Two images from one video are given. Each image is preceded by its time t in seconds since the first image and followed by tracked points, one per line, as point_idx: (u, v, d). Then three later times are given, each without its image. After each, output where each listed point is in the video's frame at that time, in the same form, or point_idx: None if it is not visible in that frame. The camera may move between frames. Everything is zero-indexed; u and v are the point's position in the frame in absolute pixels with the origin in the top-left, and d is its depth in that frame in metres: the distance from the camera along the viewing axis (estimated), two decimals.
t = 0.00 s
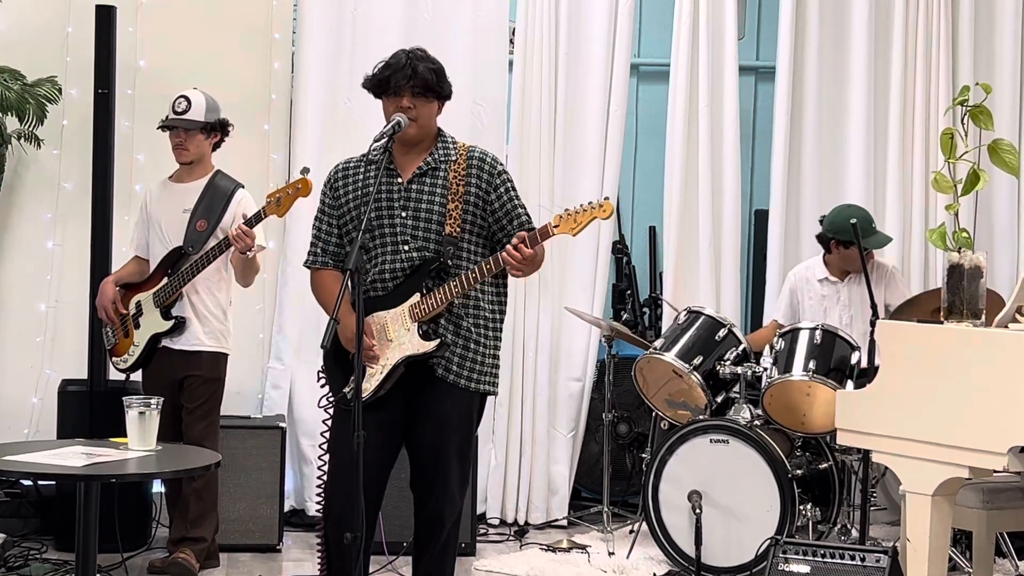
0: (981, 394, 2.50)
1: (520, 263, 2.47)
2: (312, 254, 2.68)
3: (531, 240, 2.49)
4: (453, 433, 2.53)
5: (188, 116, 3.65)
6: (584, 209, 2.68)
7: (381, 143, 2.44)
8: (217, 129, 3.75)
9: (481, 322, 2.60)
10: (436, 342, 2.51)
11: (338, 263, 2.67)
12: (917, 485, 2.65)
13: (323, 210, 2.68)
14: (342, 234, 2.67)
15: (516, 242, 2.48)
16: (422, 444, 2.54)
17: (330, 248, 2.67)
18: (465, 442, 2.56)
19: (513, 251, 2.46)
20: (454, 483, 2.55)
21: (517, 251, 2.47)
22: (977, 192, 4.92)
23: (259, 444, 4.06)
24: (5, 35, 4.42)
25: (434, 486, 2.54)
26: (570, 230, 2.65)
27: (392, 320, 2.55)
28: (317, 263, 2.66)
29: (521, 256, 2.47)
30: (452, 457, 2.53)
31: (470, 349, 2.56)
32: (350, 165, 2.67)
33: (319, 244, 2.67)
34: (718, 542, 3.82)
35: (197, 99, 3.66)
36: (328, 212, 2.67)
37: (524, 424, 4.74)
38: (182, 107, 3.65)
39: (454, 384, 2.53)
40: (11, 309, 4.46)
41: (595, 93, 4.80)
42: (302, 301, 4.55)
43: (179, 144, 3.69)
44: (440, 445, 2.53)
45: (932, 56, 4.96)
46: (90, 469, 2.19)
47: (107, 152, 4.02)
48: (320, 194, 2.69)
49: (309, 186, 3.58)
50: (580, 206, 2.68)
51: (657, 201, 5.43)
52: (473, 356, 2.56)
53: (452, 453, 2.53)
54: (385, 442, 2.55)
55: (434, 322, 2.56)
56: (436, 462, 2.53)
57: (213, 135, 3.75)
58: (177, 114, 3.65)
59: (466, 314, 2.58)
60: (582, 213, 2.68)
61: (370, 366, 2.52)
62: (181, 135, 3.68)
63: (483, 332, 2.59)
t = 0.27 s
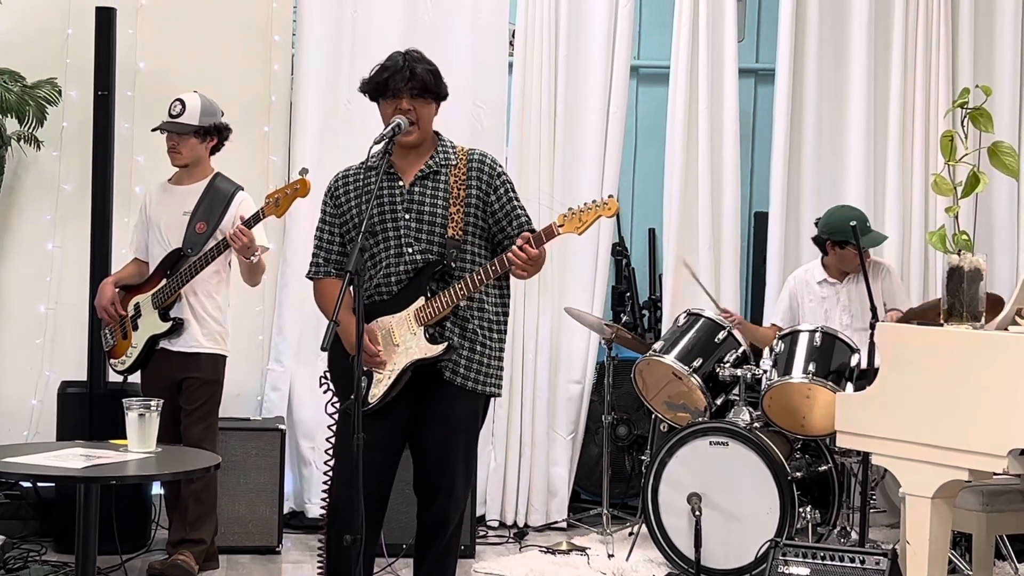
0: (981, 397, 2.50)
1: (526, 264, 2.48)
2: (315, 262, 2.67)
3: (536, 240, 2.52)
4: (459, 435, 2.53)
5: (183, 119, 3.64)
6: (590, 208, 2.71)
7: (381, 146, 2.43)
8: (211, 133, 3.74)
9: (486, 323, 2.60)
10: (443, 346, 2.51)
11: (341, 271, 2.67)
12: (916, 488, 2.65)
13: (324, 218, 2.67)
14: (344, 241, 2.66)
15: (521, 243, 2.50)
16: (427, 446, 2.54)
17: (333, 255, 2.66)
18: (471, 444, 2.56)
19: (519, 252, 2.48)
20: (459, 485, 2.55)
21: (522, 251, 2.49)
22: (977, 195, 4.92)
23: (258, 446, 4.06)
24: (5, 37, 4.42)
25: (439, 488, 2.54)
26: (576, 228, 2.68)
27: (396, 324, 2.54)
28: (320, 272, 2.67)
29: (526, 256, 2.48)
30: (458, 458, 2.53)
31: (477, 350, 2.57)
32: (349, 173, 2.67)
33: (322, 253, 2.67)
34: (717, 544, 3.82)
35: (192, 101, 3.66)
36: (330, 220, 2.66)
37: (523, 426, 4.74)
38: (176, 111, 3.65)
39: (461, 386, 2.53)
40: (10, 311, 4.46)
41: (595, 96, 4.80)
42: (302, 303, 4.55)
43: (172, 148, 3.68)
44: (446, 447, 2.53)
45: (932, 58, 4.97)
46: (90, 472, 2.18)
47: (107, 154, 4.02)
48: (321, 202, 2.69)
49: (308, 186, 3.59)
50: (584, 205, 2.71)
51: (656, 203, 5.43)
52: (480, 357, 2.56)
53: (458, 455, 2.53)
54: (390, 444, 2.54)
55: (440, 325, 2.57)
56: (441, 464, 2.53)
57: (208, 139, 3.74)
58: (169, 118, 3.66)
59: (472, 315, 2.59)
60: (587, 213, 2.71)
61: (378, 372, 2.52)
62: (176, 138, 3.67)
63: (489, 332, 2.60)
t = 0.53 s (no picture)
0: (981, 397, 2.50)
1: (532, 258, 2.47)
2: (315, 261, 2.67)
3: (540, 234, 2.52)
4: (460, 433, 2.53)
5: (179, 118, 3.64)
6: (594, 199, 2.70)
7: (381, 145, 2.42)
8: (207, 131, 3.72)
9: (486, 319, 2.61)
10: (448, 342, 2.51)
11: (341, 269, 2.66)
12: (917, 488, 2.65)
13: (325, 216, 2.67)
14: (344, 239, 2.66)
15: (525, 237, 2.48)
16: (428, 445, 2.54)
17: (333, 254, 2.66)
18: (472, 443, 2.57)
19: (525, 244, 2.45)
20: (460, 484, 2.55)
21: (528, 244, 2.47)
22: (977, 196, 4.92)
23: (259, 446, 4.06)
24: (6, 37, 4.42)
25: (440, 487, 2.54)
26: (579, 220, 2.67)
27: (399, 320, 2.54)
28: (320, 272, 2.66)
29: (532, 250, 2.47)
30: (459, 457, 2.54)
31: (478, 347, 2.57)
32: (350, 173, 2.67)
33: (323, 251, 2.67)
34: (718, 545, 3.82)
35: (187, 99, 3.67)
36: (331, 218, 2.66)
37: (523, 427, 4.74)
38: (172, 110, 3.66)
39: (462, 384, 2.53)
40: (11, 311, 4.46)
41: (595, 97, 4.80)
42: (302, 303, 4.55)
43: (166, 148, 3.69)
44: (447, 445, 2.53)
45: (933, 59, 4.97)
46: (90, 472, 2.18)
47: (107, 154, 4.02)
48: (321, 201, 2.69)
49: (311, 191, 3.58)
50: (587, 196, 2.70)
51: (657, 204, 5.43)
52: (480, 354, 2.56)
53: (459, 454, 2.53)
54: (392, 442, 2.54)
55: (442, 322, 2.57)
56: (443, 462, 2.53)
57: (204, 138, 3.73)
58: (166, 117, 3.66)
59: (472, 312, 2.59)
60: (591, 203, 2.70)
61: (383, 369, 2.51)
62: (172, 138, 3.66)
63: (487, 329, 2.61)
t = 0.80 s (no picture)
0: (981, 398, 2.50)
1: (535, 263, 2.49)
2: (320, 263, 2.67)
3: (544, 237, 2.53)
4: (464, 434, 2.53)
5: (181, 117, 3.65)
6: (599, 203, 2.73)
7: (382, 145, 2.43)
8: (210, 132, 3.73)
9: (491, 321, 2.61)
10: (451, 345, 2.52)
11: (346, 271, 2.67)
12: (917, 489, 2.66)
13: (328, 218, 2.67)
14: (349, 241, 2.66)
15: (529, 241, 2.50)
16: (432, 446, 2.55)
17: (337, 256, 2.66)
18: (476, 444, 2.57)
19: (528, 249, 2.48)
20: (463, 485, 2.55)
21: (531, 250, 2.49)
22: (977, 196, 4.92)
23: (259, 446, 4.06)
24: (6, 37, 4.42)
25: (442, 488, 2.54)
26: (583, 225, 2.69)
27: (403, 323, 2.55)
28: (324, 273, 2.66)
29: (535, 255, 2.48)
30: (463, 458, 2.53)
31: (483, 350, 2.56)
32: (353, 174, 2.66)
33: (327, 253, 2.67)
34: (718, 545, 3.82)
35: (190, 100, 3.66)
36: (335, 220, 2.66)
37: (523, 427, 4.74)
38: (176, 110, 3.66)
39: (466, 386, 2.53)
40: (11, 311, 4.47)
41: (596, 97, 4.80)
42: (302, 303, 4.55)
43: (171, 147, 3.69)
44: (450, 446, 2.53)
45: (933, 59, 4.97)
46: (91, 471, 2.18)
47: (108, 155, 4.02)
48: (324, 203, 2.68)
49: (314, 189, 3.57)
50: (592, 202, 2.73)
51: (657, 204, 5.43)
52: (485, 356, 2.56)
53: (463, 455, 2.53)
54: (395, 443, 2.55)
55: (446, 324, 2.57)
56: (445, 463, 2.54)
57: (207, 138, 3.74)
58: (169, 117, 3.66)
59: (476, 315, 2.59)
60: (594, 209, 2.72)
61: (385, 371, 2.52)
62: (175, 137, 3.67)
63: (493, 331, 2.60)
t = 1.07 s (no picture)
0: (980, 398, 2.50)
1: (535, 265, 2.49)
2: (323, 264, 2.67)
3: (545, 238, 2.52)
4: (466, 434, 2.53)
5: (184, 117, 3.65)
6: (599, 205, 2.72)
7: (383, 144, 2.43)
8: (212, 131, 3.74)
9: (494, 321, 2.61)
10: (451, 345, 2.51)
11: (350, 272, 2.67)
12: (917, 489, 2.66)
13: (331, 219, 2.67)
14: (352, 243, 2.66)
15: (530, 242, 2.49)
16: (434, 444, 2.55)
17: (341, 257, 2.67)
18: (478, 444, 2.57)
19: (529, 249, 2.47)
20: (465, 484, 2.55)
21: (532, 250, 2.48)
22: (978, 196, 4.92)
23: (260, 445, 4.06)
24: (7, 35, 4.42)
25: (444, 487, 2.54)
26: (584, 228, 2.68)
27: (405, 323, 2.55)
28: (327, 275, 2.66)
29: (536, 256, 2.48)
30: (465, 457, 2.53)
31: (485, 350, 2.56)
32: (356, 175, 2.66)
33: (330, 255, 2.67)
34: (719, 545, 3.82)
35: (193, 99, 3.66)
36: (338, 221, 2.66)
37: (524, 427, 4.74)
38: (178, 109, 3.66)
39: (468, 385, 2.53)
40: (11, 310, 4.47)
41: (596, 96, 4.80)
42: (302, 303, 4.55)
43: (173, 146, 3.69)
44: (452, 446, 2.53)
45: (933, 58, 4.96)
46: (91, 470, 2.18)
47: (108, 154, 4.02)
48: (327, 205, 2.69)
49: (314, 188, 3.56)
50: (594, 205, 2.72)
51: (657, 204, 5.44)
52: (488, 356, 2.56)
53: (465, 454, 2.53)
54: (397, 441, 2.55)
55: (448, 325, 2.57)
56: (447, 462, 2.53)
57: (210, 137, 3.75)
58: (172, 116, 3.66)
59: (479, 315, 2.59)
60: (595, 211, 2.71)
61: (385, 370, 2.52)
62: (176, 137, 3.67)
63: (496, 331, 2.60)
